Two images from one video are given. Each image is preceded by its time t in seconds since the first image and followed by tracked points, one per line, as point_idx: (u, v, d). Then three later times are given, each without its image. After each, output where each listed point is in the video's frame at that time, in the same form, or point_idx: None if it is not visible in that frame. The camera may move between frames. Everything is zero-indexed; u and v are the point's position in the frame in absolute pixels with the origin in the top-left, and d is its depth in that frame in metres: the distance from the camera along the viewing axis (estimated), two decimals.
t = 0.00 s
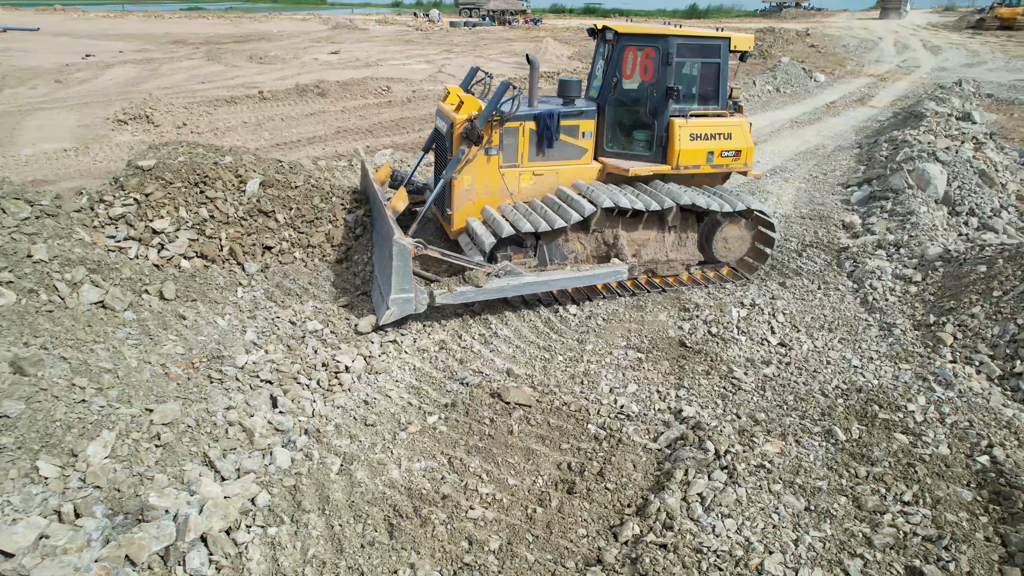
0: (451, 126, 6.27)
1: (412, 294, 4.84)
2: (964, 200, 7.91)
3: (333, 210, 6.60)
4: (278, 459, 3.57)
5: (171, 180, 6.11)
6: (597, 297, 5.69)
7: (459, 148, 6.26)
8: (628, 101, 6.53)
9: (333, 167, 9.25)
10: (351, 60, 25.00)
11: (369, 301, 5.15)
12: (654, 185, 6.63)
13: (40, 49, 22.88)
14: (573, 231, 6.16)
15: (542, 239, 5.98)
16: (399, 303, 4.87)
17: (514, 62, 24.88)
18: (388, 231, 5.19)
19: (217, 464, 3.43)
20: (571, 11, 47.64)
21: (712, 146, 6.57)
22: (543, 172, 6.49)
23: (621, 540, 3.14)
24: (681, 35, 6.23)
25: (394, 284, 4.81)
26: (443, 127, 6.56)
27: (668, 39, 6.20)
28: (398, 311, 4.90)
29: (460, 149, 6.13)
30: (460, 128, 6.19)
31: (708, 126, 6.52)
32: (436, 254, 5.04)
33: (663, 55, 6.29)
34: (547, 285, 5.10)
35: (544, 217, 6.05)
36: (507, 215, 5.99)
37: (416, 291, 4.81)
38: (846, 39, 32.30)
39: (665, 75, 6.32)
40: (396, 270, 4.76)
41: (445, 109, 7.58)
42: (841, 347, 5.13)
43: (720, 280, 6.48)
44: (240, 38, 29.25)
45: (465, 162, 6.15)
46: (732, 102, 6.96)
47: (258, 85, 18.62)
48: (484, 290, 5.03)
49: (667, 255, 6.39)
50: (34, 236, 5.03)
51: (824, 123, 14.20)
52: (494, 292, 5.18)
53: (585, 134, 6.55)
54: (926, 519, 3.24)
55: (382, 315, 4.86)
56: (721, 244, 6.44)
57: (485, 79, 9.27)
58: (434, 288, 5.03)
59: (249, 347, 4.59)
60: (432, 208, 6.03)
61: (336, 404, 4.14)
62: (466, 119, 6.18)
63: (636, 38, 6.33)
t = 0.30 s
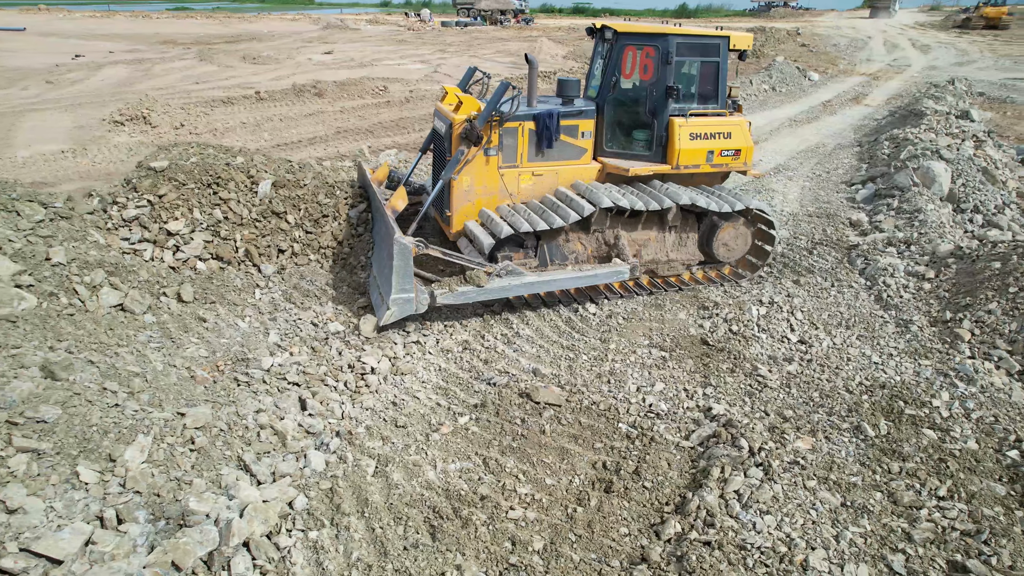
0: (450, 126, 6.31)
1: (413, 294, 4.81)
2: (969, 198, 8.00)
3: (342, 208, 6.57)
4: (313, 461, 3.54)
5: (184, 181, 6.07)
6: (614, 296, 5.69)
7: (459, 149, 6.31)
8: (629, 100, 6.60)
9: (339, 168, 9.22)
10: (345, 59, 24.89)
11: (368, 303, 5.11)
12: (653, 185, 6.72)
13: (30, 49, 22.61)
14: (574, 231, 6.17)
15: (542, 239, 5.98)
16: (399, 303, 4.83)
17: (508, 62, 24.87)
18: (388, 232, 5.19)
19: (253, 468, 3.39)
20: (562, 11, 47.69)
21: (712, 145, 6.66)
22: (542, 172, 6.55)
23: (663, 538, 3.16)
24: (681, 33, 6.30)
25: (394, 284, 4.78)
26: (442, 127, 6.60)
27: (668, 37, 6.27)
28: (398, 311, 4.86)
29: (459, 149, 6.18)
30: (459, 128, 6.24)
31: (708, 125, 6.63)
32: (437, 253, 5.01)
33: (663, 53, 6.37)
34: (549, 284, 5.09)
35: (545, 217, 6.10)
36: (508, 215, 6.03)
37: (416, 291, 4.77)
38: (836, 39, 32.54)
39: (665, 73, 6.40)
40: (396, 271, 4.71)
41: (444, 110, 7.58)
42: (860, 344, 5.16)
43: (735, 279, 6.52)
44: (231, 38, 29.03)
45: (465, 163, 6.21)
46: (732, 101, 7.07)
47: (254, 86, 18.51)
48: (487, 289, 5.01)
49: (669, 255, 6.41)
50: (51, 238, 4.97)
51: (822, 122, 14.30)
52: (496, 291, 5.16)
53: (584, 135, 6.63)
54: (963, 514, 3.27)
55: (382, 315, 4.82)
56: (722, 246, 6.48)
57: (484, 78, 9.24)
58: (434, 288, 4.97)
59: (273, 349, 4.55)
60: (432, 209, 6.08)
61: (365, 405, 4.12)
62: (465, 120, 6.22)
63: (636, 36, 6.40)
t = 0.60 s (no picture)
0: (450, 126, 6.48)
1: (414, 298, 4.79)
2: (973, 195, 8.06)
3: (347, 202, 6.45)
4: (350, 465, 3.52)
5: (197, 183, 6.03)
6: (631, 296, 5.71)
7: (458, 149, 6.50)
8: (631, 99, 6.86)
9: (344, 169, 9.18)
10: (339, 60, 24.75)
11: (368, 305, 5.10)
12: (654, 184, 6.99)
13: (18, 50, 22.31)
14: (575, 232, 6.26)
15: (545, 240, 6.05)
16: (401, 306, 4.80)
17: (503, 62, 24.84)
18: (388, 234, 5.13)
19: (290, 472, 3.35)
20: (553, 11, 47.71)
21: (713, 145, 6.97)
22: (543, 173, 6.81)
23: (707, 537, 3.17)
24: (681, 33, 6.54)
25: (395, 288, 4.75)
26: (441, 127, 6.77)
27: (668, 37, 6.52)
28: (399, 315, 4.84)
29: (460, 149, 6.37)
30: (459, 128, 6.41)
31: (709, 125, 6.93)
32: (431, 254, 4.96)
33: (664, 53, 6.64)
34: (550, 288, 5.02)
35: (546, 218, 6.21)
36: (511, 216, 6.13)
37: (418, 295, 4.74)
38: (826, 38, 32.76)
39: (666, 73, 6.67)
40: (398, 274, 4.67)
41: (444, 110, 7.59)
42: (879, 341, 5.20)
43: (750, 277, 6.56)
44: (223, 39, 28.78)
45: (466, 165, 6.44)
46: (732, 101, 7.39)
47: (249, 86, 18.38)
48: (489, 292, 4.94)
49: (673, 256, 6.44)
50: (68, 241, 4.90)
51: (819, 121, 14.41)
52: (498, 293, 5.10)
53: (584, 135, 6.88)
54: (1000, 509, 3.30)
55: (383, 319, 4.79)
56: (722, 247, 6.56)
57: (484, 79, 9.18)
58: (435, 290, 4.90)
59: (299, 352, 4.52)
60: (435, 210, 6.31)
61: (395, 408, 4.10)
62: (465, 120, 6.40)
63: (637, 37, 6.65)
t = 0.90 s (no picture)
0: (452, 127, 6.89)
1: (418, 301, 4.73)
2: (978, 193, 8.14)
3: (346, 202, 6.31)
4: (388, 468, 3.50)
5: (211, 185, 5.97)
6: (648, 296, 5.72)
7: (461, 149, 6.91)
8: (635, 98, 7.27)
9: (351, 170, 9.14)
10: (333, 60, 24.60)
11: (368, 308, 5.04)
12: (656, 184, 7.42)
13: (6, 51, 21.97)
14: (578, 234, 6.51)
15: (546, 242, 6.39)
16: (405, 310, 4.73)
17: (497, 62, 24.79)
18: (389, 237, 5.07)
19: (330, 476, 3.33)
20: (544, 11, 47.71)
21: (715, 146, 7.43)
22: (544, 174, 7.25)
23: (751, 535, 3.18)
24: (683, 34, 6.99)
25: (399, 292, 4.68)
26: (443, 128, 7.20)
27: (671, 37, 6.97)
28: (403, 318, 4.77)
29: (462, 149, 6.79)
30: (460, 129, 6.82)
31: (710, 125, 7.35)
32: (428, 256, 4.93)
33: (666, 53, 7.06)
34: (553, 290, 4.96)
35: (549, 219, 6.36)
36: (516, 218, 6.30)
37: (422, 297, 4.69)
38: (817, 38, 32.97)
39: (668, 72, 7.12)
40: (402, 278, 4.60)
41: (444, 110, 7.67)
42: (898, 338, 5.24)
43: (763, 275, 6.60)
44: (213, 39, 28.51)
45: (467, 166, 6.86)
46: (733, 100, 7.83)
47: (244, 87, 18.22)
48: (493, 295, 4.88)
49: (677, 254, 6.57)
50: (84, 245, 4.82)
51: (817, 120, 14.50)
52: (502, 296, 5.03)
53: (584, 135, 7.29)
54: None
55: (387, 323, 4.73)
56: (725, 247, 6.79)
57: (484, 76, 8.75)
58: (438, 293, 4.83)
59: (325, 355, 4.48)
60: (439, 210, 6.72)
61: (426, 410, 4.08)
62: (466, 120, 6.81)
63: (640, 37, 7.07)
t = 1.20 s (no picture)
0: (460, 126, 6.91)
1: (429, 306, 4.70)
2: (981, 190, 8.23)
3: (353, 202, 6.38)
4: (427, 470, 3.50)
5: (224, 187, 5.93)
6: (668, 295, 5.72)
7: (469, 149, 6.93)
8: (642, 97, 7.30)
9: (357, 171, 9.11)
10: (326, 60, 24.48)
11: (378, 311, 5.00)
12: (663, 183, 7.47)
13: None
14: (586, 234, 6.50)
15: (555, 243, 6.41)
16: (416, 314, 4.69)
17: (491, 62, 24.77)
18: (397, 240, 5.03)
19: (371, 479, 3.31)
20: (534, 11, 47.69)
21: (722, 144, 7.47)
22: (551, 175, 7.30)
23: (794, 531, 3.20)
24: (690, 33, 7.02)
25: (410, 296, 4.65)
26: (451, 129, 7.20)
27: (678, 36, 7.00)
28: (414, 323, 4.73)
29: (471, 149, 6.80)
30: (468, 128, 6.84)
31: (716, 125, 7.40)
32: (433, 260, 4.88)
33: (673, 52, 7.10)
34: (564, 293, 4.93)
35: (556, 221, 6.37)
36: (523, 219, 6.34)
37: (433, 302, 4.67)
38: (807, 37, 33.21)
39: (676, 71, 7.15)
40: (414, 283, 4.56)
41: (452, 110, 7.60)
42: (915, 334, 5.29)
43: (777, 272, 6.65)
44: (204, 39, 28.27)
45: (475, 166, 6.86)
46: (739, 99, 7.85)
47: (238, 87, 18.08)
48: (504, 298, 4.85)
49: (687, 253, 6.64)
50: (102, 247, 4.76)
51: (814, 119, 14.60)
52: (514, 299, 5.01)
53: (591, 134, 7.33)
54: None
55: (398, 327, 4.69)
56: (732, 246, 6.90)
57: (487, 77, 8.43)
58: (448, 296, 4.80)
59: (353, 356, 4.46)
60: (448, 211, 6.74)
61: (458, 411, 4.07)
62: (474, 120, 6.82)
63: (646, 36, 7.10)
